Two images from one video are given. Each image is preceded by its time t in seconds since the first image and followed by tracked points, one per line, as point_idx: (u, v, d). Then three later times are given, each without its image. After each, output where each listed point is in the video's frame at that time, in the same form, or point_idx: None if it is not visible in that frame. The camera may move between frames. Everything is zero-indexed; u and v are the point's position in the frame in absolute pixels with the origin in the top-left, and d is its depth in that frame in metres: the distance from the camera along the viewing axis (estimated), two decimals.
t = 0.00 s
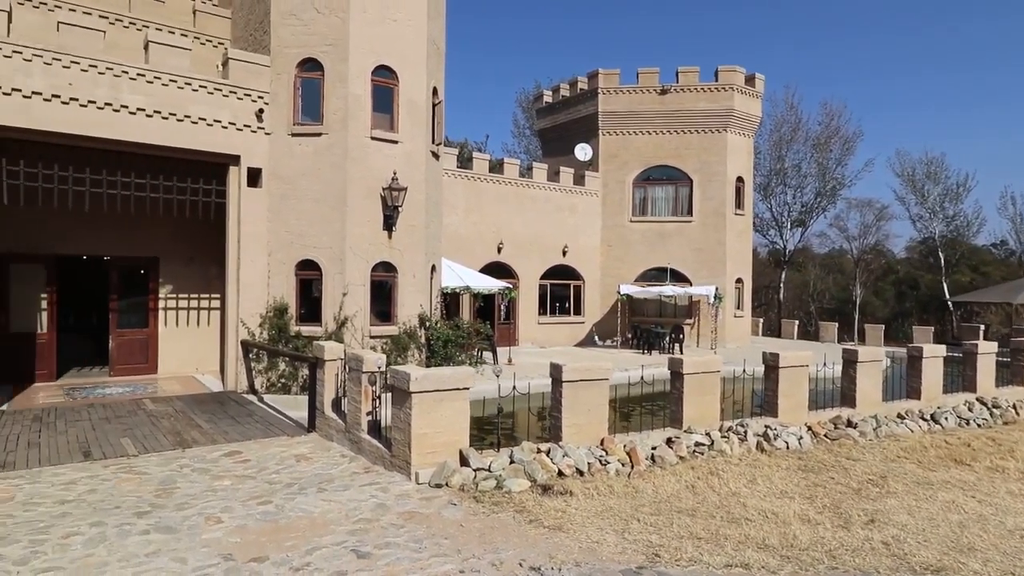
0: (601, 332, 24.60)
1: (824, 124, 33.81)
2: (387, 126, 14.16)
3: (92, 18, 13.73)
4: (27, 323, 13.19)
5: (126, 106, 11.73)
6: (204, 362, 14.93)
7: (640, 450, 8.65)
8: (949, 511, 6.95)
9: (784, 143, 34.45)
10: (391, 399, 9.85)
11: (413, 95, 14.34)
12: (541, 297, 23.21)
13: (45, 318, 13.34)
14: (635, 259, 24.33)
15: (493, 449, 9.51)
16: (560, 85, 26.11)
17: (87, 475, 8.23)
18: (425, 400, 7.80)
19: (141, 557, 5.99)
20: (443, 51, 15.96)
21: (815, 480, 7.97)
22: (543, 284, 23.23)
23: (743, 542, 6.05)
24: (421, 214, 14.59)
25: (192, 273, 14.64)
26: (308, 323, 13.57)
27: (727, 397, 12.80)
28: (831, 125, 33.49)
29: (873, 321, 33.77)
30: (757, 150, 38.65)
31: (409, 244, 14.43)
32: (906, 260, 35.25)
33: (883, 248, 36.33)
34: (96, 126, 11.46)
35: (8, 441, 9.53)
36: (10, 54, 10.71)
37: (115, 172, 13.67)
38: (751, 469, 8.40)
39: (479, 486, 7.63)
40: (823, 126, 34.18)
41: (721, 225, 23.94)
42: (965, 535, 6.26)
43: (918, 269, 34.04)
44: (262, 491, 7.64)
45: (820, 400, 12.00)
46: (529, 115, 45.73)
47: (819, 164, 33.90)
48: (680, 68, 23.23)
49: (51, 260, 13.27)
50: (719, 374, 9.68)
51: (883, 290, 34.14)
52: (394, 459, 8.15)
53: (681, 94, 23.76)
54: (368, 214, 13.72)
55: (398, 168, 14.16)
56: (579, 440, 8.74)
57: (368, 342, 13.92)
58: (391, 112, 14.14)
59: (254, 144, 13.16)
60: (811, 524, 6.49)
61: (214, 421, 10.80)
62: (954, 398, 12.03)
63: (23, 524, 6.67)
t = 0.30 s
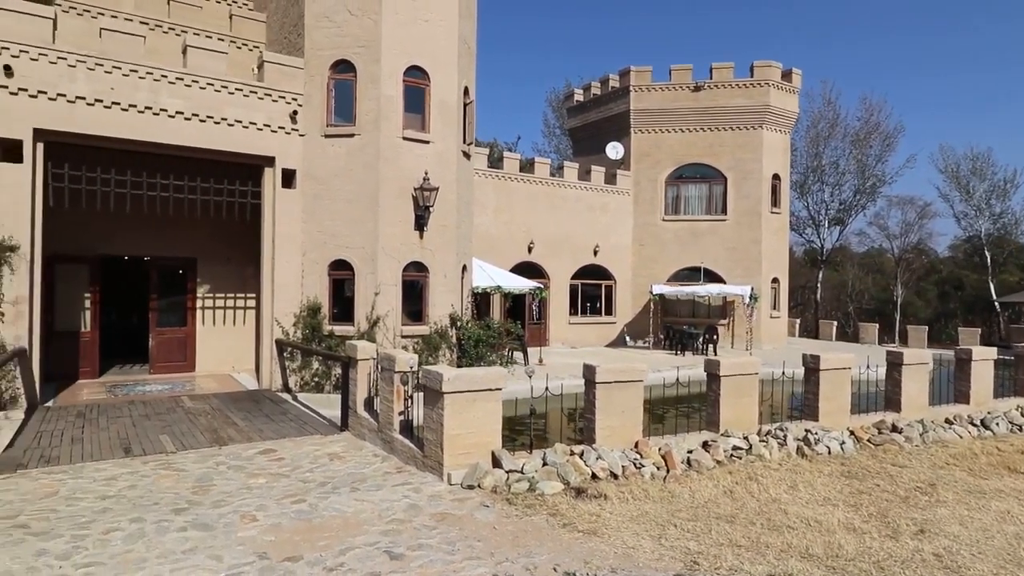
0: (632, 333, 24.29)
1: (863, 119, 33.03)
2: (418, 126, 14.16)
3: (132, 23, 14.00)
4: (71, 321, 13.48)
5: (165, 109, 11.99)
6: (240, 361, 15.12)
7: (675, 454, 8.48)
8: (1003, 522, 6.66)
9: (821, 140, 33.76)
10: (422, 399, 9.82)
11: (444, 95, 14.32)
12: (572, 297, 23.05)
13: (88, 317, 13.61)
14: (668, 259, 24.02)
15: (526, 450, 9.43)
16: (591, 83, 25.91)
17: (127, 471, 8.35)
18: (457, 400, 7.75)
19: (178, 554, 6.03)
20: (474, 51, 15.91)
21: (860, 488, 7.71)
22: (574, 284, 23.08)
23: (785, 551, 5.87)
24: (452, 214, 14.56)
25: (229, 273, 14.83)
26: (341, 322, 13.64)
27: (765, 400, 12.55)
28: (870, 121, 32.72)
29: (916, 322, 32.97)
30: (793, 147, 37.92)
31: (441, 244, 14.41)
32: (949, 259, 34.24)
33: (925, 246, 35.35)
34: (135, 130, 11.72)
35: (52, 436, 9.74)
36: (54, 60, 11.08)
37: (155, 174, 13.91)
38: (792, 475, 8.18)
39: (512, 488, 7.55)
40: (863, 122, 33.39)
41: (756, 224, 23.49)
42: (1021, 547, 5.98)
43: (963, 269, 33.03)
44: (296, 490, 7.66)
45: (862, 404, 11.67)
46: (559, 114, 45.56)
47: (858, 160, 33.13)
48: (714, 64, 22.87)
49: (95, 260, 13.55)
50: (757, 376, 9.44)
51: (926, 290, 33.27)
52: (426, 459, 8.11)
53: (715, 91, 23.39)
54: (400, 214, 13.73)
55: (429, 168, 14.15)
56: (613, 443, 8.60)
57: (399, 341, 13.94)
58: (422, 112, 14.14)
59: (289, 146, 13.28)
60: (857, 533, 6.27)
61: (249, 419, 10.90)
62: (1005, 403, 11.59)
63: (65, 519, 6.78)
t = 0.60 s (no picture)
0: (664, 335, 23.96)
1: (905, 114, 32.15)
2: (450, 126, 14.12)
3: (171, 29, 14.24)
4: (114, 321, 13.74)
5: (203, 112, 12.19)
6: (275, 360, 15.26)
7: (713, 458, 8.29)
8: None
9: (861, 136, 32.97)
10: (454, 399, 9.77)
11: (476, 94, 14.26)
12: (604, 297, 22.84)
13: (130, 316, 13.85)
14: (701, 258, 23.65)
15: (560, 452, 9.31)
16: (622, 81, 25.66)
17: (167, 467, 8.44)
18: (491, 401, 7.67)
19: (215, 551, 6.05)
20: (505, 49, 15.82)
21: (908, 496, 7.44)
22: (605, 284, 22.86)
23: (830, 561, 5.69)
24: (483, 214, 14.49)
25: (265, 273, 14.97)
26: (374, 322, 13.67)
27: (805, 403, 12.25)
28: (912, 116, 31.84)
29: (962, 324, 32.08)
30: (832, 144, 37.08)
31: (472, 244, 14.35)
32: (997, 258, 33.14)
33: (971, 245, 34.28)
34: (174, 133, 11.94)
35: (95, 432, 9.92)
36: (97, 66, 11.37)
37: (193, 176, 14.12)
38: (835, 482, 7.93)
39: (546, 490, 7.45)
40: (904, 117, 32.50)
41: (793, 222, 22.98)
42: None
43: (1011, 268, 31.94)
44: (331, 489, 7.66)
45: (909, 408, 11.29)
46: (590, 114, 45.30)
47: (900, 157, 32.26)
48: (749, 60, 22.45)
49: (136, 260, 13.80)
50: (799, 379, 9.19)
51: (972, 290, 32.30)
52: (459, 460, 8.05)
53: (750, 87, 22.98)
54: (431, 214, 13.70)
55: (460, 168, 14.10)
56: (648, 446, 8.43)
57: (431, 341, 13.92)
58: (454, 112, 14.10)
59: (322, 147, 13.37)
60: (908, 544, 6.05)
61: (284, 417, 10.97)
62: None
63: (107, 514, 6.87)
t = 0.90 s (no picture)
0: (699, 336, 23.56)
1: (952, 109, 31.16)
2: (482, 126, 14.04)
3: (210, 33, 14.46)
4: (156, 320, 14.01)
5: (241, 115, 12.32)
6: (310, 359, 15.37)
7: (753, 464, 8.06)
8: None
9: (905, 131, 32.09)
10: (488, 400, 9.69)
11: (509, 94, 14.17)
12: (637, 297, 22.59)
13: (171, 315, 14.09)
14: (737, 258, 23.22)
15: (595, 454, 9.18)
16: (656, 79, 25.34)
17: (205, 464, 8.53)
18: (526, 402, 7.57)
19: (252, 549, 6.06)
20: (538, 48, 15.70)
21: (962, 507, 7.14)
22: (639, 284, 22.61)
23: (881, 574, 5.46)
24: (516, 214, 14.39)
25: (300, 273, 15.08)
26: (407, 322, 13.68)
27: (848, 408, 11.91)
28: (959, 111, 30.85)
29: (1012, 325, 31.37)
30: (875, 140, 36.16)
31: (505, 244, 14.26)
32: None
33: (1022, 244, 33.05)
34: (213, 136, 12.11)
35: (137, 428, 10.10)
36: (140, 71, 11.58)
37: (231, 177, 14.31)
38: (883, 491, 7.64)
39: (581, 494, 7.32)
40: (951, 112, 31.51)
41: (833, 221, 22.42)
42: None
43: None
44: (365, 489, 7.65)
45: (959, 414, 10.88)
46: (622, 112, 44.95)
47: (945, 152, 31.29)
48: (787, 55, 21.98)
49: (177, 261, 14.04)
50: (843, 383, 8.91)
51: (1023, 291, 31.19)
52: (493, 461, 7.97)
53: (788, 83, 22.49)
54: (465, 214, 13.65)
55: (493, 168, 14.02)
56: (685, 450, 8.25)
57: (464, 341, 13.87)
58: (486, 112, 14.03)
59: (357, 148, 13.43)
60: (963, 558, 5.82)
61: (319, 416, 11.03)
62: None
63: (148, 510, 6.94)
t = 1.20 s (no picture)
0: (735, 336, 23.11)
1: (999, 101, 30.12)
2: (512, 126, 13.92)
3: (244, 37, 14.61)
4: (194, 320, 14.21)
5: (275, 118, 12.40)
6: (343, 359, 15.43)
7: (794, 469, 7.80)
8: None
9: (949, 125, 31.13)
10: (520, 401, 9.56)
11: (539, 93, 14.03)
12: (670, 297, 22.27)
13: (208, 314, 14.27)
14: (774, 257, 22.72)
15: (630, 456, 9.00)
16: (689, 75, 24.94)
17: (240, 462, 8.56)
18: (558, 404, 7.43)
19: (285, 549, 6.02)
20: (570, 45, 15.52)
21: (1018, 517, 6.82)
22: (672, 284, 22.27)
23: None
24: (547, 214, 14.22)
25: (333, 273, 15.12)
26: (438, 321, 13.63)
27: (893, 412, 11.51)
28: (1008, 104, 29.80)
29: None
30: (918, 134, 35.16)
31: (536, 243, 14.11)
32: None
33: None
34: (248, 139, 12.21)
35: (176, 426, 10.21)
36: (178, 76, 11.75)
37: (266, 179, 14.42)
38: (932, 499, 7.32)
39: (615, 498, 7.15)
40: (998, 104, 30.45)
41: (874, 218, 21.80)
42: None
43: None
44: (397, 489, 7.58)
45: (1013, 419, 10.41)
46: (654, 110, 44.49)
47: (993, 146, 30.25)
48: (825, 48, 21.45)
49: (214, 261, 14.21)
50: (888, 386, 8.57)
51: None
52: (525, 463, 7.85)
53: (826, 77, 21.95)
54: (495, 214, 13.54)
55: (523, 167, 13.89)
56: (722, 454, 8.02)
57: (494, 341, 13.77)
58: (517, 112, 13.91)
59: (388, 149, 13.42)
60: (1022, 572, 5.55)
61: (352, 415, 11.02)
62: None
63: (184, 507, 6.97)
